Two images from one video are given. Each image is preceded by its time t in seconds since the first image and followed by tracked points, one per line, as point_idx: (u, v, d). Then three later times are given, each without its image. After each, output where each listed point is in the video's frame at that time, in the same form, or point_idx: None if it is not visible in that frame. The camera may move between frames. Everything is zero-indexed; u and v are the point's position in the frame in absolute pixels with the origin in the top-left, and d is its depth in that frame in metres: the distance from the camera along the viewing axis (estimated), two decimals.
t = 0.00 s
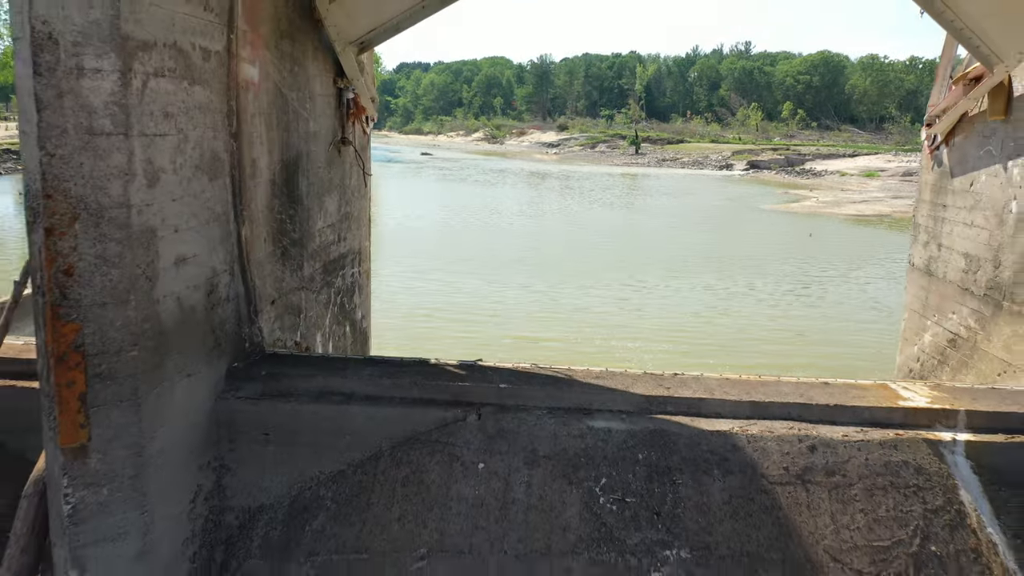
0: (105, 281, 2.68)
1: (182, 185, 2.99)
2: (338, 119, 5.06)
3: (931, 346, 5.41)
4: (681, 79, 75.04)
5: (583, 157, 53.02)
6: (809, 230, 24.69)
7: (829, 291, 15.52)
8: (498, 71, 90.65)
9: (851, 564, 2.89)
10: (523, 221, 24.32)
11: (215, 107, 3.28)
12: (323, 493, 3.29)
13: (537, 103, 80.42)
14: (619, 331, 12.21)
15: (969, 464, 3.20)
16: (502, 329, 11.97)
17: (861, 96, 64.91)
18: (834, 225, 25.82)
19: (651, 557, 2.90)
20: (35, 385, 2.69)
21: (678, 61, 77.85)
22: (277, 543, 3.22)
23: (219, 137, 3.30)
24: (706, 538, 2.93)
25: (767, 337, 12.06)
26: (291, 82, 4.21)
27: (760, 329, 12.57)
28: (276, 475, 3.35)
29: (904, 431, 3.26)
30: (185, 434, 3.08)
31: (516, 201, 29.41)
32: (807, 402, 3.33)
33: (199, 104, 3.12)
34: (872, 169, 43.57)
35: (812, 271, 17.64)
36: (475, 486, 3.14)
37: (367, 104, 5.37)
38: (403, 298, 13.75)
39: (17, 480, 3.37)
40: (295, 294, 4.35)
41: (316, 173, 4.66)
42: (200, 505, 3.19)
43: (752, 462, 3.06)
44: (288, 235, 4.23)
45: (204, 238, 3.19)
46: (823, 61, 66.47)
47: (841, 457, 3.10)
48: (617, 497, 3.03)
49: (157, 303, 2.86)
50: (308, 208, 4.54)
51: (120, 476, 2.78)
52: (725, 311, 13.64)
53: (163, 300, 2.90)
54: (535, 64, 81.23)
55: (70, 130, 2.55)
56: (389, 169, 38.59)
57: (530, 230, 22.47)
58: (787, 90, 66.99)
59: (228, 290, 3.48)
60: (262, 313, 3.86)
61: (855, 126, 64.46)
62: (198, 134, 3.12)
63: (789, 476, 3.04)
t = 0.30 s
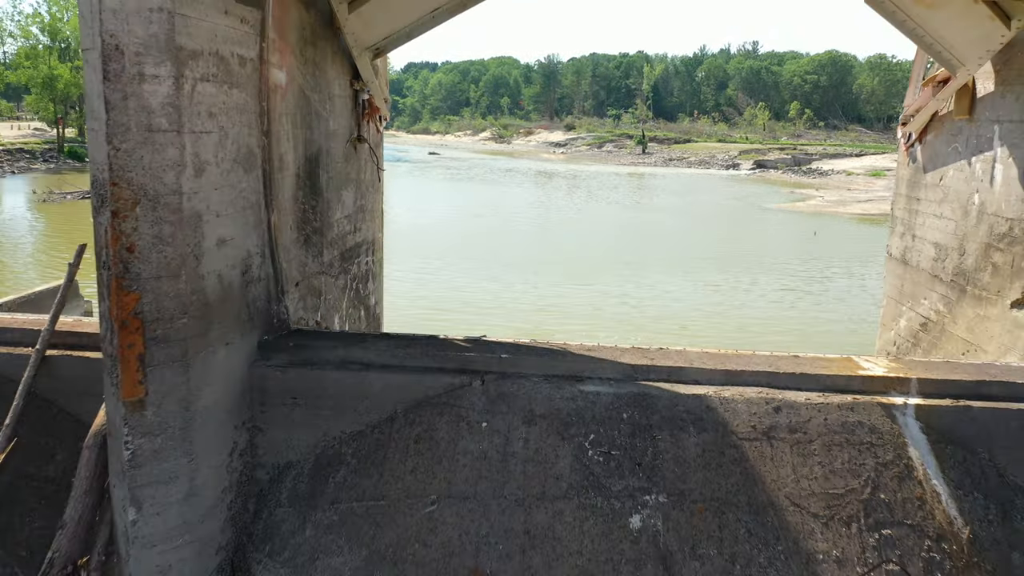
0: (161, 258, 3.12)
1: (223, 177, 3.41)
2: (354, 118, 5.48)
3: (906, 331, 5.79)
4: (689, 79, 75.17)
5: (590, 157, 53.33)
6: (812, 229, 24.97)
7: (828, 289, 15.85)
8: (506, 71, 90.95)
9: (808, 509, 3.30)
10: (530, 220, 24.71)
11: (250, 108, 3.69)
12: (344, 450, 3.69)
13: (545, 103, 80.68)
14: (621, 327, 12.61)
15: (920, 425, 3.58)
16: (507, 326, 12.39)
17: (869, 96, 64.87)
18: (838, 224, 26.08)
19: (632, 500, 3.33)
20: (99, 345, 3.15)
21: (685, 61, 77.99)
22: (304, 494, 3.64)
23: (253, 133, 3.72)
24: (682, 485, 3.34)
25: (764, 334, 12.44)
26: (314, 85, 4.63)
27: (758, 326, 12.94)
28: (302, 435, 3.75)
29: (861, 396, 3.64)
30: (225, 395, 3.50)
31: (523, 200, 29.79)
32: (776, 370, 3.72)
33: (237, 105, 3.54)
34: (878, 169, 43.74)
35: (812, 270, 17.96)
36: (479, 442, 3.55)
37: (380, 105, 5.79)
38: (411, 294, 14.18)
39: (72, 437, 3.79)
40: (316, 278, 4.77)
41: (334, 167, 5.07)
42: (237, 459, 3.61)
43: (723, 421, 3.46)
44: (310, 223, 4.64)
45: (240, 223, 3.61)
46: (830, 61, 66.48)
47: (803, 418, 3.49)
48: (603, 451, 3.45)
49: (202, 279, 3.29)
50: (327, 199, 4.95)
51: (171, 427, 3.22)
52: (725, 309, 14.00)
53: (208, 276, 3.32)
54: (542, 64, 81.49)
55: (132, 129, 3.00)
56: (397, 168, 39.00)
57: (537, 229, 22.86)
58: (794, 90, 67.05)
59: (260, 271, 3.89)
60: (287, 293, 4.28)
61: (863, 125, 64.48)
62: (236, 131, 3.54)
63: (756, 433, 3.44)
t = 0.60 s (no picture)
0: (198, 241, 3.53)
1: (251, 170, 3.81)
2: (365, 118, 5.88)
3: (881, 319, 6.16)
4: (693, 79, 75.34)
5: (594, 157, 53.62)
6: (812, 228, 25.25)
7: (825, 286, 16.17)
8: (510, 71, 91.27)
9: (773, 466, 3.68)
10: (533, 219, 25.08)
11: (274, 108, 4.09)
12: (358, 418, 4.09)
13: (549, 103, 80.97)
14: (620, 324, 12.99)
15: (877, 395, 3.97)
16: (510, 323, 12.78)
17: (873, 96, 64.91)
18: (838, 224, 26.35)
19: (616, 459, 3.72)
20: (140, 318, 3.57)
21: (690, 61, 78.14)
22: (321, 457, 4.03)
23: (276, 131, 4.13)
24: (660, 445, 3.73)
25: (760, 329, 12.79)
26: (328, 87, 5.03)
27: (754, 322, 13.29)
28: (319, 404, 4.15)
29: (824, 369, 4.03)
30: (253, 365, 3.90)
31: (528, 200, 30.14)
32: (748, 345, 4.10)
33: (263, 106, 3.94)
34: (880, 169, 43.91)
35: (810, 268, 18.28)
36: (480, 408, 3.94)
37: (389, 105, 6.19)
38: (416, 292, 14.58)
39: (112, 405, 4.19)
40: (330, 264, 5.17)
41: (346, 163, 5.47)
42: (262, 426, 3.99)
43: (698, 390, 3.86)
44: (325, 214, 5.05)
45: (266, 213, 4.01)
46: (834, 60, 66.60)
47: (771, 387, 3.88)
48: (591, 416, 3.84)
49: (232, 261, 3.70)
50: (340, 193, 5.35)
51: (206, 392, 3.62)
52: (722, 306, 14.36)
53: (237, 258, 3.73)
54: (547, 64, 81.77)
55: (174, 127, 3.41)
56: (403, 168, 39.39)
57: (540, 229, 23.23)
58: (798, 90, 67.19)
59: (282, 256, 4.30)
60: (305, 278, 4.68)
61: (867, 125, 64.54)
62: (262, 130, 3.94)
63: (728, 400, 3.84)
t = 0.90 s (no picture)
0: (226, 228, 3.93)
1: (271, 165, 4.21)
2: (372, 117, 6.27)
3: (858, 307, 6.52)
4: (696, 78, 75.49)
5: (598, 156, 53.89)
6: (812, 228, 25.55)
7: (820, 284, 16.49)
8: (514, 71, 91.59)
9: (744, 433, 4.06)
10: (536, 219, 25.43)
11: (291, 109, 4.48)
12: (367, 391, 4.48)
13: (552, 103, 81.23)
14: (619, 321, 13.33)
15: (842, 370, 4.34)
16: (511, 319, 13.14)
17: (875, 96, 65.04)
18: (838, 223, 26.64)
19: (602, 426, 4.10)
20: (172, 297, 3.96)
21: (693, 61, 78.31)
22: (334, 427, 4.42)
23: (293, 130, 4.52)
24: (642, 414, 4.12)
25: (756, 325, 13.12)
26: (339, 89, 5.41)
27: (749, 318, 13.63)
28: (332, 378, 4.54)
29: (794, 346, 4.40)
30: (273, 342, 4.29)
31: (530, 199, 30.46)
32: (725, 325, 4.48)
33: (282, 107, 4.33)
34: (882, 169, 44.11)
35: (807, 267, 18.60)
36: (479, 381, 4.33)
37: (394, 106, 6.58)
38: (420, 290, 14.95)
39: (143, 379, 4.57)
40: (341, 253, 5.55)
41: (355, 159, 5.86)
42: (281, 399, 4.38)
43: (677, 365, 4.24)
44: (336, 208, 5.43)
45: (284, 204, 4.40)
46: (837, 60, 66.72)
47: (744, 362, 4.26)
48: (579, 388, 4.23)
49: (255, 247, 4.09)
50: (349, 187, 5.74)
51: (231, 364, 4.01)
52: (719, 303, 14.70)
53: (259, 244, 4.12)
54: (550, 65, 82.04)
55: (204, 126, 3.80)
56: (407, 168, 39.72)
57: (542, 228, 23.59)
58: (802, 90, 67.33)
59: (298, 244, 4.69)
60: (318, 265, 5.07)
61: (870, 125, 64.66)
62: (281, 128, 4.34)
63: (705, 373, 4.22)
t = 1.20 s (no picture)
0: (247, 218, 4.32)
1: (288, 160, 4.59)
2: (380, 117, 6.65)
3: (839, 296, 6.88)
4: (699, 79, 75.68)
5: (601, 156, 54.20)
6: (811, 227, 25.84)
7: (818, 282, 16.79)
8: (517, 71, 91.91)
9: (721, 406, 4.44)
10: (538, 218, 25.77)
11: (306, 109, 4.86)
12: (376, 369, 4.86)
13: (556, 103, 81.51)
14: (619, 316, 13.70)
15: (813, 350, 4.70)
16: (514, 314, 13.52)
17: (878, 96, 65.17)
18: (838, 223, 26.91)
19: (591, 399, 4.48)
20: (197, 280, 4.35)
21: (697, 61, 78.51)
22: (346, 402, 4.79)
23: (308, 128, 4.90)
24: (628, 389, 4.50)
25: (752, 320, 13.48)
26: (349, 90, 5.80)
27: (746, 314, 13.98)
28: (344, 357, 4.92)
29: (769, 328, 4.77)
30: (290, 323, 4.68)
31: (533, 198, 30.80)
32: (706, 309, 4.85)
33: (298, 108, 4.71)
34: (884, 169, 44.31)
35: (805, 266, 18.91)
36: (478, 360, 4.71)
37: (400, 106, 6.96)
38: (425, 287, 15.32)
39: (168, 359, 4.97)
40: (350, 245, 5.93)
41: (363, 157, 6.24)
42: (296, 375, 4.76)
43: (661, 344, 4.62)
44: (346, 201, 5.82)
45: (300, 196, 4.78)
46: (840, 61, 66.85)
47: (722, 342, 4.63)
48: (570, 365, 4.61)
49: (273, 235, 4.47)
50: (358, 182, 6.12)
51: (252, 342, 4.39)
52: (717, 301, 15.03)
53: (277, 233, 4.51)
54: (554, 65, 82.32)
55: (229, 124, 4.19)
56: (411, 168, 40.09)
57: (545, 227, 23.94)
58: (805, 90, 67.48)
59: (312, 234, 5.07)
60: (329, 254, 5.45)
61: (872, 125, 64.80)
62: (297, 127, 4.72)
63: (686, 352, 4.59)
